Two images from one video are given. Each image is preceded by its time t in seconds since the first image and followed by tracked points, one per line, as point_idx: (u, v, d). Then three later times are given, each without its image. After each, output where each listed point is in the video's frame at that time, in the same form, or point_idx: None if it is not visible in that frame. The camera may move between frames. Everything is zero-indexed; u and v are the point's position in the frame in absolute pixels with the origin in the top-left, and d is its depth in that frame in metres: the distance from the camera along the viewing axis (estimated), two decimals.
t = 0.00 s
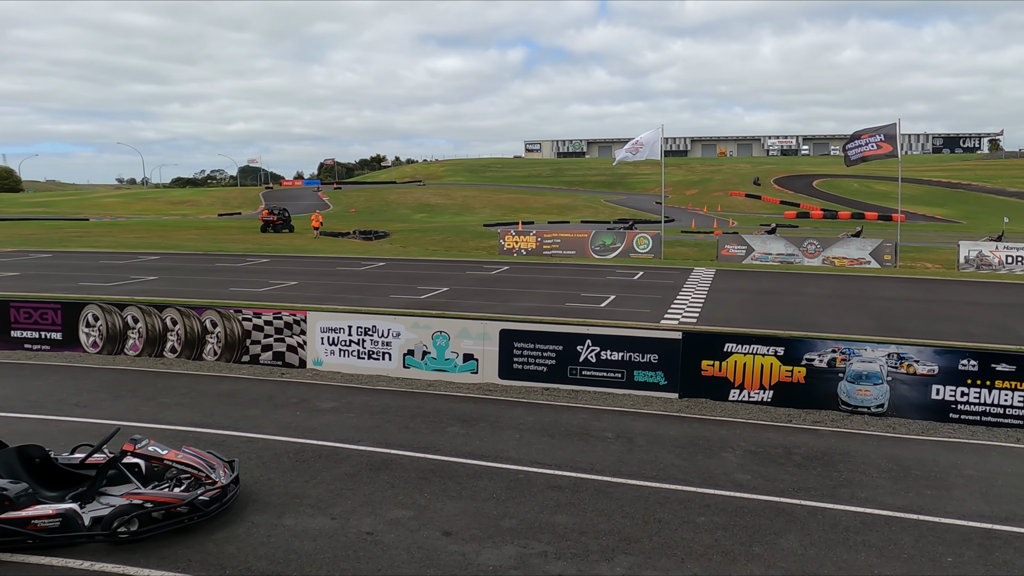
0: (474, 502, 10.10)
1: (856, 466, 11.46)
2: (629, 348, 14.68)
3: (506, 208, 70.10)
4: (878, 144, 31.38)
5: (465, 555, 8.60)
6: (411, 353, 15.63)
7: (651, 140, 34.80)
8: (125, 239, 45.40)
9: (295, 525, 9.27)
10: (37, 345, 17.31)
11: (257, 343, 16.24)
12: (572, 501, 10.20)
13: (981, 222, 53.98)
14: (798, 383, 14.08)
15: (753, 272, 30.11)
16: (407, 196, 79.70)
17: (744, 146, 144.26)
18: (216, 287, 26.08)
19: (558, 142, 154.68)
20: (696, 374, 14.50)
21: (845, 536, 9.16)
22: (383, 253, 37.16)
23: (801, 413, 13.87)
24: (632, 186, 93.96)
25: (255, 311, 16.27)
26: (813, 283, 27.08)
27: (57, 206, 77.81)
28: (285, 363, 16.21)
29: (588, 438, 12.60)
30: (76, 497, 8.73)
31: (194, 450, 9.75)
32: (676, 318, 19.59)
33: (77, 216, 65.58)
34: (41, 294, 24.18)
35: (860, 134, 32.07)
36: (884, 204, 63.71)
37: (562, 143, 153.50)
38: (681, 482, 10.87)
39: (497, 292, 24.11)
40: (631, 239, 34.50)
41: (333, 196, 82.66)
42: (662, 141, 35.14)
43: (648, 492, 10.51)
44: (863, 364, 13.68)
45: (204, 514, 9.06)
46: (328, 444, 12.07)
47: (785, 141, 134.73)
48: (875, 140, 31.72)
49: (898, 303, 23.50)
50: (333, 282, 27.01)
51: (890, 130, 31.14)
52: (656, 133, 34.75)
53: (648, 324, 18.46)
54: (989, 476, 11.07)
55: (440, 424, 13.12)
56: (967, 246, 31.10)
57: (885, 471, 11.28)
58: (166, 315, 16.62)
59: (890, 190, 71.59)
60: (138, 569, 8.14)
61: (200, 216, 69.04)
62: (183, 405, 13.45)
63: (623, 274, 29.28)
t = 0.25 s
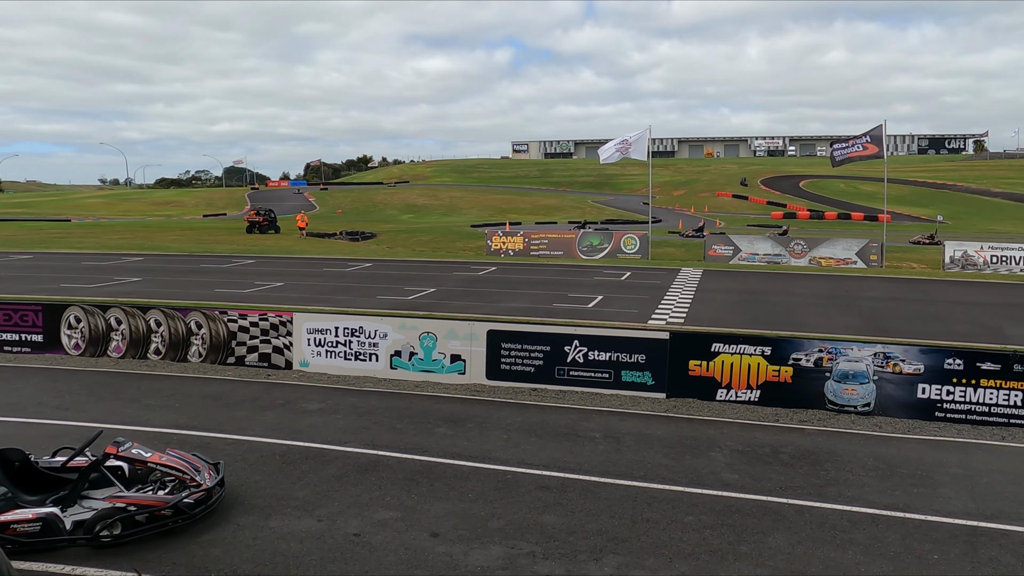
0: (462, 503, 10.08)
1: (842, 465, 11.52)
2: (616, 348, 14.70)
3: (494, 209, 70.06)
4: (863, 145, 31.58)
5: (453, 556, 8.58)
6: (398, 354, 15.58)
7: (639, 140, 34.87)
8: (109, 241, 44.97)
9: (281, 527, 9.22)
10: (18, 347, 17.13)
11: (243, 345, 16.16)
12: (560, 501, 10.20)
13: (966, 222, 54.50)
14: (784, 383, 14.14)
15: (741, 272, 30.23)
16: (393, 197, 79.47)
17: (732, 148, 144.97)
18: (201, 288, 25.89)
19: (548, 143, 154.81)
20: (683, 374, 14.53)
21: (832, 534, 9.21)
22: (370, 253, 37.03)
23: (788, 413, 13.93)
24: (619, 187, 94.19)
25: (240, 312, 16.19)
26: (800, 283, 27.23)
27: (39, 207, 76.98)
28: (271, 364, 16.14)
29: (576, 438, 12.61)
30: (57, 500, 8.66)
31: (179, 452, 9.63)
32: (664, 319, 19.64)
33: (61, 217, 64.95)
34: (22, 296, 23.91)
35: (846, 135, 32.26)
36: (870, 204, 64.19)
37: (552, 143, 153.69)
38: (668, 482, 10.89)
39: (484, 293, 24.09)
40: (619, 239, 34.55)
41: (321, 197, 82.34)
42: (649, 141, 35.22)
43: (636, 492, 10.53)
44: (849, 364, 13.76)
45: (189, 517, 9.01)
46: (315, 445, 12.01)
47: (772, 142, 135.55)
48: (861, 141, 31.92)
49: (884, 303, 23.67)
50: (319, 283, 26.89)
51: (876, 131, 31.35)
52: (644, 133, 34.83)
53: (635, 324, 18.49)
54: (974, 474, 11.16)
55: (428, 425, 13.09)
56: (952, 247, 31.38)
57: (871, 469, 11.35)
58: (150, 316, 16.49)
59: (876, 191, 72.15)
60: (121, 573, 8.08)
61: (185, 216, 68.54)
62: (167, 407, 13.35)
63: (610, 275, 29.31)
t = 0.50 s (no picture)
0: (450, 504, 10.05)
1: (830, 464, 11.57)
2: (605, 349, 14.72)
3: (483, 210, 70.02)
4: (851, 147, 31.76)
5: (442, 558, 8.56)
6: (386, 355, 15.54)
7: (626, 141, 34.91)
8: (93, 242, 44.65)
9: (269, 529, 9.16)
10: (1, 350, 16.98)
11: (230, 346, 16.07)
12: (549, 501, 10.19)
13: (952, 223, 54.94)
14: (773, 383, 14.20)
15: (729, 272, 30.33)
16: (381, 198, 79.29)
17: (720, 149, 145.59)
18: (187, 290, 25.74)
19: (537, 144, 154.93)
20: (672, 374, 14.56)
21: (820, 533, 9.25)
22: (358, 255, 36.93)
23: (776, 413, 13.98)
24: (608, 188, 94.43)
25: (227, 314, 16.11)
26: (788, 283, 27.36)
27: (23, 208, 76.31)
28: (258, 366, 16.06)
29: (565, 439, 12.61)
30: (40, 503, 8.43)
31: (165, 455, 9.58)
32: (652, 319, 19.69)
33: (45, 218, 64.55)
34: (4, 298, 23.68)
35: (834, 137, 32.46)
36: (857, 205, 64.64)
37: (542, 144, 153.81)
38: (657, 482, 10.91)
39: (473, 294, 24.06)
40: (607, 240, 34.60)
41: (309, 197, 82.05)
42: (638, 142, 35.30)
43: (625, 492, 10.54)
44: (837, 364, 13.84)
45: (176, 520, 9.01)
46: (302, 447, 11.96)
47: (761, 143, 136.32)
48: (849, 142, 32.10)
49: (871, 303, 23.81)
50: (306, 284, 26.79)
51: (864, 132, 31.53)
52: (632, 135, 34.90)
53: (623, 325, 18.52)
54: (960, 472, 11.23)
55: (416, 426, 13.05)
56: (939, 247, 31.62)
57: (859, 468, 11.42)
58: (136, 318, 16.38)
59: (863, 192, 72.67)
60: None
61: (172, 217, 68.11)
62: (153, 410, 13.25)
63: (599, 275, 29.35)
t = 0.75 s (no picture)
0: (441, 504, 10.05)
1: (820, 463, 11.64)
2: (595, 349, 14.74)
3: (473, 210, 69.98)
4: (841, 147, 31.91)
5: (433, 558, 8.56)
6: (377, 355, 15.52)
7: (617, 141, 34.96)
8: (80, 242, 44.37)
9: (259, 530, 9.14)
10: None
11: (219, 347, 16.02)
12: (540, 501, 10.21)
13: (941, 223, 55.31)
14: (763, 382, 14.25)
15: (719, 272, 30.45)
16: (371, 198, 79.12)
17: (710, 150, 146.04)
18: (175, 290, 25.62)
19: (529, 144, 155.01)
20: (662, 374, 14.60)
21: (811, 531, 9.30)
22: (348, 255, 36.84)
23: (766, 412, 14.04)
24: (598, 188, 94.57)
25: (216, 314, 16.06)
26: (777, 283, 27.47)
27: (9, 207, 75.72)
28: (248, 367, 16.01)
29: (555, 439, 12.62)
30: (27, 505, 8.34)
31: (154, 456, 9.58)
32: (643, 319, 19.73)
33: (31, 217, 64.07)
34: None
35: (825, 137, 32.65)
36: (846, 205, 64.99)
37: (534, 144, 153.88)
38: (648, 481, 10.94)
39: (463, 294, 24.05)
40: (598, 240, 34.65)
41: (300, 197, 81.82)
42: (628, 142, 35.37)
43: (616, 491, 10.56)
44: (827, 363, 13.91)
45: (165, 521, 8.97)
46: (292, 448, 11.93)
47: (751, 143, 136.92)
48: (839, 142, 32.26)
49: (860, 303, 23.94)
50: (295, 284, 26.73)
51: (854, 133, 31.71)
52: (622, 135, 34.96)
53: (613, 324, 18.56)
54: (950, 470, 11.31)
55: (407, 427, 13.04)
56: (928, 247, 31.81)
57: (849, 467, 11.48)
58: (124, 318, 16.30)
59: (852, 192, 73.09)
60: None
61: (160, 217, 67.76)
62: (141, 410, 13.19)
63: (589, 275, 29.39)
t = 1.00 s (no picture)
0: (433, 504, 10.04)
1: (810, 461, 11.69)
2: (586, 348, 14.77)
3: (464, 210, 69.93)
4: (832, 146, 32.03)
5: (424, 558, 8.56)
6: (367, 355, 15.49)
7: (607, 141, 35.03)
8: (67, 241, 44.07)
9: (249, 531, 9.12)
10: None
11: (209, 347, 15.96)
12: (532, 501, 10.22)
13: (930, 222, 55.65)
14: (753, 381, 14.30)
15: (710, 272, 30.53)
16: (361, 198, 78.96)
17: (699, 150, 146.51)
18: (164, 290, 25.51)
19: (521, 144, 155.05)
20: (653, 373, 14.63)
21: (802, 529, 9.34)
22: (337, 254, 36.76)
23: (757, 411, 14.08)
24: (589, 187, 94.67)
25: (206, 314, 16.00)
26: (768, 282, 27.57)
27: None
28: (238, 367, 15.97)
29: (546, 438, 12.64)
30: (16, 507, 8.43)
31: (144, 456, 9.47)
32: (634, 319, 19.77)
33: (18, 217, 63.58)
34: None
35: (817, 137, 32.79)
36: (836, 205, 65.32)
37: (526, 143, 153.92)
38: (639, 480, 10.97)
39: (453, 294, 24.05)
40: (588, 240, 34.71)
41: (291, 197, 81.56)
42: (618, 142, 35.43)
43: (607, 491, 10.59)
44: (817, 362, 13.97)
45: (155, 522, 8.87)
46: (283, 448, 11.90)
47: (741, 143, 137.51)
48: (829, 142, 32.40)
49: (850, 302, 24.07)
50: (284, 284, 26.66)
51: (844, 133, 31.86)
52: (613, 135, 35.03)
53: (604, 324, 18.60)
54: (939, 468, 11.39)
55: (398, 427, 13.02)
56: (918, 246, 31.99)
57: (840, 465, 11.54)
58: (113, 319, 16.23)
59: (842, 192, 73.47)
60: None
61: (149, 217, 67.39)
62: (130, 411, 13.12)
63: (580, 275, 29.43)
